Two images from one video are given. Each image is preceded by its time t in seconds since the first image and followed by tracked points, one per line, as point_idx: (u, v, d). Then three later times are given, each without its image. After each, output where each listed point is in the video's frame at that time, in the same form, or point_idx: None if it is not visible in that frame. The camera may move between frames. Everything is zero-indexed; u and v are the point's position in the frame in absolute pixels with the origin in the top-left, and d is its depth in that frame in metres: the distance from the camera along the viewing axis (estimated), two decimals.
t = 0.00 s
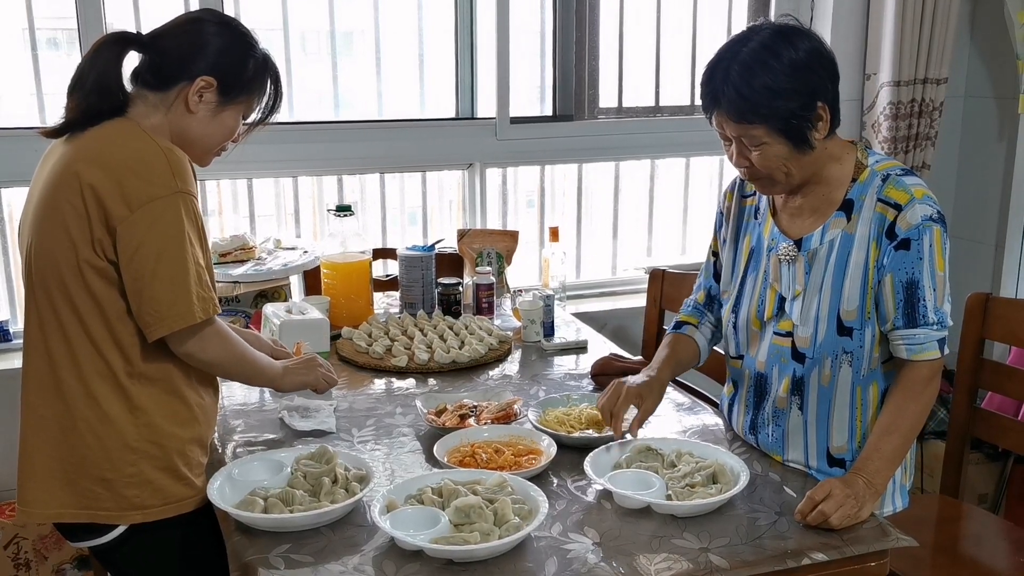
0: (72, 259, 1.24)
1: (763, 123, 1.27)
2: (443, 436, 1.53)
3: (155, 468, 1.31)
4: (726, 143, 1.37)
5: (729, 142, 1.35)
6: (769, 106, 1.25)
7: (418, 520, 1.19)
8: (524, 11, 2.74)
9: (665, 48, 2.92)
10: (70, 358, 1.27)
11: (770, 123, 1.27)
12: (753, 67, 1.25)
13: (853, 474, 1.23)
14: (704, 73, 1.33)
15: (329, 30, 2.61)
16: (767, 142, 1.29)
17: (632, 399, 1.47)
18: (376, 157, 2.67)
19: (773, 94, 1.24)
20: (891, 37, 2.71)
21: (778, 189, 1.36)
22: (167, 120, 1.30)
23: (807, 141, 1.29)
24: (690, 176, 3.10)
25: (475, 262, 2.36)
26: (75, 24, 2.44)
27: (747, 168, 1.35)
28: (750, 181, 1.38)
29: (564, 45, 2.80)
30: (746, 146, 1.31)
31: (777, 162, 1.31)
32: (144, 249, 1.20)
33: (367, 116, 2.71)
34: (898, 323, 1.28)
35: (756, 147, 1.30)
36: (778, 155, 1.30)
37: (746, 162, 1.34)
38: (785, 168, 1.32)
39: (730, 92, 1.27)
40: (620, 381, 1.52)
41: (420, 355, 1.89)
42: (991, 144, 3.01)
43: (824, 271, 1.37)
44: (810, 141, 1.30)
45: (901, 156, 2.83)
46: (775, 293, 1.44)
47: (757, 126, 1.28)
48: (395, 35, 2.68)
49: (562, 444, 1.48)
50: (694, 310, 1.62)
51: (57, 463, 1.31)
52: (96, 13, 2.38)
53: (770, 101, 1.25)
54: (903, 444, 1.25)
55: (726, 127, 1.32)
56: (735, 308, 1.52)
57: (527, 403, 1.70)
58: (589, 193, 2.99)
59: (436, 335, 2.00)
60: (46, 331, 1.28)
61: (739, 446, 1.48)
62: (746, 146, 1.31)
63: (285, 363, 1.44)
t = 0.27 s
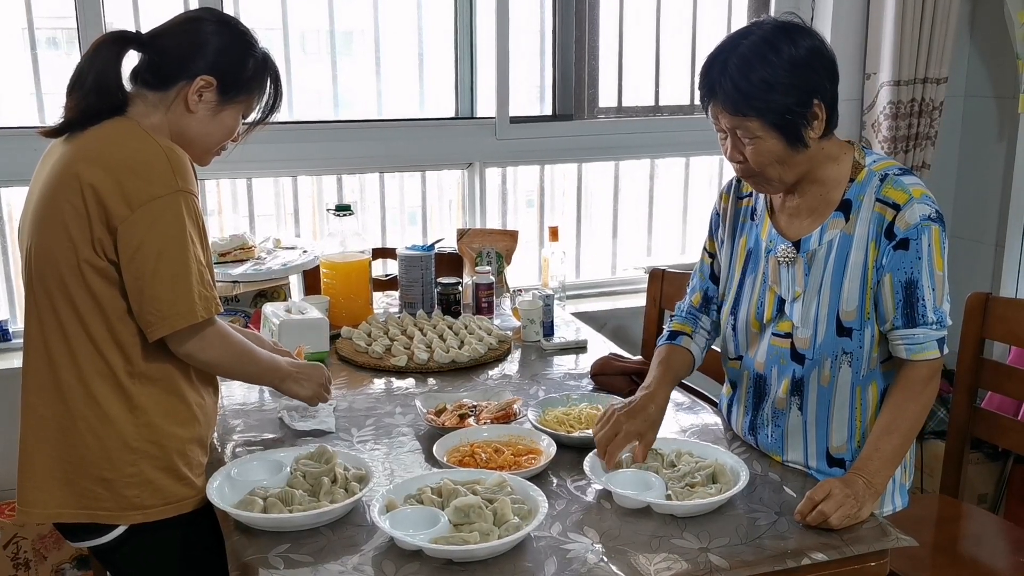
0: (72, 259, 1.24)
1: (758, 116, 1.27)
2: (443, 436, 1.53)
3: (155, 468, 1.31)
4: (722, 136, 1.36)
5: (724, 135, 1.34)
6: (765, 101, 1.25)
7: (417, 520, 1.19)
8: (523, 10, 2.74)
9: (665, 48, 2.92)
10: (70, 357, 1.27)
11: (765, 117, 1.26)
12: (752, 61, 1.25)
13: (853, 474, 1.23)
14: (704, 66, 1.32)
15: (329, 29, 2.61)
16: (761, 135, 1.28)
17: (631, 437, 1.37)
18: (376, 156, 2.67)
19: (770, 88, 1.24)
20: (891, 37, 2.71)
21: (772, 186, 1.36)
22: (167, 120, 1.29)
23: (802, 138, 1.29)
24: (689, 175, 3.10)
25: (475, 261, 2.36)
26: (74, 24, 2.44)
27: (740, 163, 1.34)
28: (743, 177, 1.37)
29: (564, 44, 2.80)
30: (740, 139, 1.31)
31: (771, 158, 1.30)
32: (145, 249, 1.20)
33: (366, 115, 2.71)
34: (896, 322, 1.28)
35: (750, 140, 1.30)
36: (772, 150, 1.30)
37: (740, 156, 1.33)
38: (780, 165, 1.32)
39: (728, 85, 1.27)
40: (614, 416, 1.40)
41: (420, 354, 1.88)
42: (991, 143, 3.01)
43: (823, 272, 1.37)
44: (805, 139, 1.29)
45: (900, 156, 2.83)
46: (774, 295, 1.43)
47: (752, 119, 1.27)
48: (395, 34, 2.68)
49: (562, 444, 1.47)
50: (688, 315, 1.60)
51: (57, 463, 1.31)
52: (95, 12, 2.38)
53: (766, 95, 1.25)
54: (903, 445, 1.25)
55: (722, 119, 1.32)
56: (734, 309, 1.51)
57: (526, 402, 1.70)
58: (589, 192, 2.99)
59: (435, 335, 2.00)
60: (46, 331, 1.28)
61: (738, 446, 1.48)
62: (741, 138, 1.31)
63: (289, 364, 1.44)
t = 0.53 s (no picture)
0: (74, 259, 1.24)
1: (752, 108, 1.27)
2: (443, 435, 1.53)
3: (156, 467, 1.31)
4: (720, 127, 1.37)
5: (721, 125, 1.35)
6: (762, 95, 1.26)
7: (418, 519, 1.19)
8: (524, 10, 2.74)
9: (665, 48, 2.92)
10: (71, 357, 1.27)
11: (759, 109, 1.27)
12: (751, 56, 1.26)
13: (853, 474, 1.23)
14: (705, 57, 1.33)
15: (329, 29, 2.61)
16: (753, 127, 1.29)
17: (632, 441, 1.36)
18: (375, 156, 2.67)
19: (768, 83, 1.25)
20: (891, 37, 2.71)
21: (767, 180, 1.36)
22: (169, 120, 1.29)
23: (794, 135, 1.28)
24: (689, 175, 3.10)
25: (475, 261, 2.36)
26: (74, 23, 2.44)
27: (734, 155, 1.35)
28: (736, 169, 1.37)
29: (564, 44, 2.80)
30: (733, 129, 1.31)
31: (764, 152, 1.31)
32: (147, 248, 1.20)
33: (366, 114, 2.71)
34: (897, 323, 1.28)
35: (743, 131, 1.30)
36: (765, 144, 1.30)
37: (734, 147, 1.34)
38: (774, 160, 1.32)
39: (725, 75, 1.29)
40: (613, 420, 1.39)
41: (420, 354, 1.88)
42: (991, 144, 3.01)
43: (822, 273, 1.37)
44: (798, 136, 1.29)
45: (900, 156, 2.83)
46: (774, 295, 1.43)
47: (745, 110, 1.28)
48: (395, 34, 2.68)
49: (562, 444, 1.47)
50: (686, 315, 1.59)
51: (58, 463, 1.31)
52: (95, 11, 2.38)
53: (763, 89, 1.25)
54: (903, 445, 1.25)
55: (719, 109, 1.32)
56: (733, 309, 1.51)
57: (526, 402, 1.70)
58: (589, 192, 2.99)
59: (435, 335, 1.99)
60: (47, 330, 1.27)
61: (739, 446, 1.48)
62: (735, 129, 1.31)
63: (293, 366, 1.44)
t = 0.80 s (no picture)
0: (77, 258, 1.24)
1: (750, 100, 1.28)
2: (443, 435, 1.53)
3: (158, 467, 1.31)
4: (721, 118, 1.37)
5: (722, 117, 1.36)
6: (763, 90, 1.26)
7: (418, 518, 1.19)
8: (523, 10, 2.74)
9: (665, 47, 2.91)
10: (73, 356, 1.27)
11: (758, 101, 1.27)
12: (754, 50, 1.26)
13: (853, 474, 1.23)
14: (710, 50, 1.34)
15: (329, 29, 2.61)
16: (750, 119, 1.29)
17: (632, 424, 1.38)
18: (375, 156, 2.67)
19: (769, 77, 1.25)
20: (891, 37, 2.71)
21: (765, 176, 1.36)
22: (171, 119, 1.29)
23: (792, 130, 1.28)
24: (689, 175, 3.10)
25: (475, 260, 2.35)
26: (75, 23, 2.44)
27: (734, 148, 1.35)
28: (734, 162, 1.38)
29: (564, 43, 2.80)
30: (732, 121, 1.32)
31: (761, 145, 1.31)
32: (151, 248, 1.20)
33: (366, 114, 2.71)
34: (898, 322, 1.28)
35: (740, 123, 1.31)
36: (762, 137, 1.30)
37: (733, 140, 1.35)
38: (771, 155, 1.32)
39: (726, 64, 1.29)
40: (616, 407, 1.42)
41: (420, 353, 1.88)
42: (991, 143, 3.01)
43: (822, 272, 1.37)
44: (795, 131, 1.29)
45: (900, 155, 2.83)
46: (773, 294, 1.43)
47: (744, 101, 1.28)
48: (394, 33, 2.67)
49: (563, 443, 1.47)
50: (688, 312, 1.59)
51: (59, 463, 1.31)
52: (95, 11, 2.38)
53: (765, 83, 1.25)
54: (903, 445, 1.24)
55: (719, 100, 1.33)
56: (733, 308, 1.51)
57: (526, 402, 1.70)
58: (589, 192, 2.99)
59: (435, 334, 1.99)
60: (49, 330, 1.27)
61: (739, 446, 1.48)
62: (733, 121, 1.32)
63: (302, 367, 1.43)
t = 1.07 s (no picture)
0: (79, 257, 1.23)
1: (751, 96, 1.28)
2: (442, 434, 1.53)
3: (160, 466, 1.31)
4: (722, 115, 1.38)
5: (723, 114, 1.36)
6: (764, 87, 1.26)
7: (418, 518, 1.19)
8: (523, 9, 2.74)
9: (665, 47, 2.91)
10: (75, 355, 1.27)
11: (759, 98, 1.27)
12: (756, 48, 1.26)
13: (853, 474, 1.23)
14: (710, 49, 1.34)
15: (329, 28, 2.61)
16: (751, 116, 1.29)
17: (632, 409, 1.41)
18: (375, 155, 2.67)
19: (771, 75, 1.25)
20: (891, 36, 2.71)
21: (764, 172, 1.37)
22: (173, 119, 1.29)
23: (792, 128, 1.28)
24: (689, 174, 3.10)
25: (474, 260, 2.35)
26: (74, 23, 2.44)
27: (734, 144, 1.36)
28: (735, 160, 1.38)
29: (564, 43, 2.80)
30: (733, 117, 1.32)
31: (761, 142, 1.31)
32: (152, 248, 1.20)
33: (366, 113, 2.71)
34: (897, 322, 1.28)
35: (740, 120, 1.31)
36: (762, 133, 1.30)
37: (733, 137, 1.36)
38: (771, 152, 1.32)
39: (728, 60, 1.29)
40: (617, 391, 1.45)
41: (420, 353, 1.88)
42: (991, 143, 3.01)
43: (820, 271, 1.37)
44: (795, 129, 1.29)
45: (900, 155, 2.82)
46: (772, 293, 1.43)
47: (745, 98, 1.29)
48: (394, 33, 2.67)
49: (562, 442, 1.47)
50: (692, 310, 1.60)
51: (60, 462, 1.30)
52: (94, 10, 2.37)
53: (767, 80, 1.25)
54: (902, 445, 1.24)
55: (720, 96, 1.33)
56: (732, 307, 1.51)
57: (526, 401, 1.70)
58: (588, 191, 2.99)
59: (435, 334, 1.99)
60: (51, 329, 1.27)
61: (738, 445, 1.48)
62: (734, 117, 1.32)
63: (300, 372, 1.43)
